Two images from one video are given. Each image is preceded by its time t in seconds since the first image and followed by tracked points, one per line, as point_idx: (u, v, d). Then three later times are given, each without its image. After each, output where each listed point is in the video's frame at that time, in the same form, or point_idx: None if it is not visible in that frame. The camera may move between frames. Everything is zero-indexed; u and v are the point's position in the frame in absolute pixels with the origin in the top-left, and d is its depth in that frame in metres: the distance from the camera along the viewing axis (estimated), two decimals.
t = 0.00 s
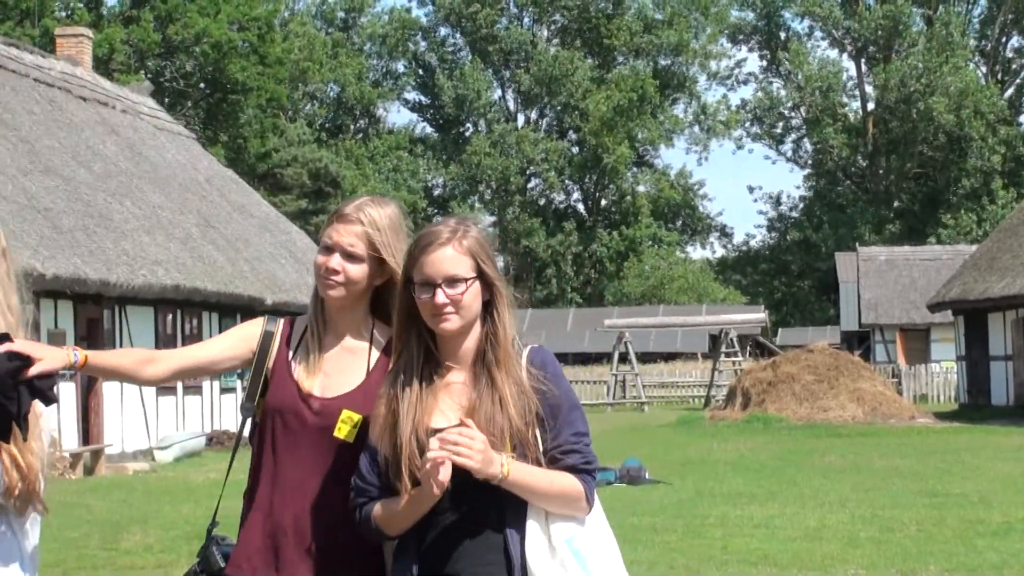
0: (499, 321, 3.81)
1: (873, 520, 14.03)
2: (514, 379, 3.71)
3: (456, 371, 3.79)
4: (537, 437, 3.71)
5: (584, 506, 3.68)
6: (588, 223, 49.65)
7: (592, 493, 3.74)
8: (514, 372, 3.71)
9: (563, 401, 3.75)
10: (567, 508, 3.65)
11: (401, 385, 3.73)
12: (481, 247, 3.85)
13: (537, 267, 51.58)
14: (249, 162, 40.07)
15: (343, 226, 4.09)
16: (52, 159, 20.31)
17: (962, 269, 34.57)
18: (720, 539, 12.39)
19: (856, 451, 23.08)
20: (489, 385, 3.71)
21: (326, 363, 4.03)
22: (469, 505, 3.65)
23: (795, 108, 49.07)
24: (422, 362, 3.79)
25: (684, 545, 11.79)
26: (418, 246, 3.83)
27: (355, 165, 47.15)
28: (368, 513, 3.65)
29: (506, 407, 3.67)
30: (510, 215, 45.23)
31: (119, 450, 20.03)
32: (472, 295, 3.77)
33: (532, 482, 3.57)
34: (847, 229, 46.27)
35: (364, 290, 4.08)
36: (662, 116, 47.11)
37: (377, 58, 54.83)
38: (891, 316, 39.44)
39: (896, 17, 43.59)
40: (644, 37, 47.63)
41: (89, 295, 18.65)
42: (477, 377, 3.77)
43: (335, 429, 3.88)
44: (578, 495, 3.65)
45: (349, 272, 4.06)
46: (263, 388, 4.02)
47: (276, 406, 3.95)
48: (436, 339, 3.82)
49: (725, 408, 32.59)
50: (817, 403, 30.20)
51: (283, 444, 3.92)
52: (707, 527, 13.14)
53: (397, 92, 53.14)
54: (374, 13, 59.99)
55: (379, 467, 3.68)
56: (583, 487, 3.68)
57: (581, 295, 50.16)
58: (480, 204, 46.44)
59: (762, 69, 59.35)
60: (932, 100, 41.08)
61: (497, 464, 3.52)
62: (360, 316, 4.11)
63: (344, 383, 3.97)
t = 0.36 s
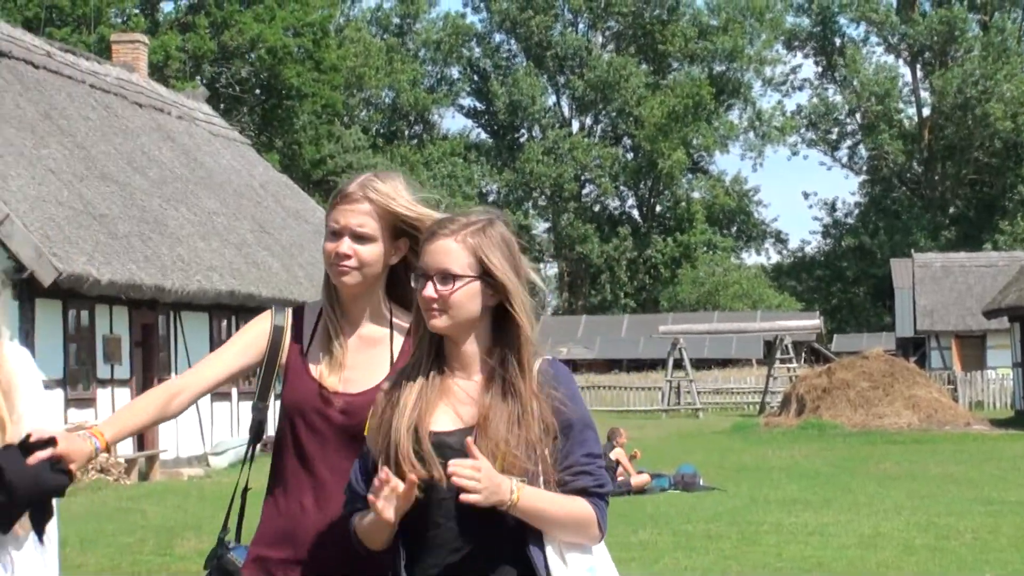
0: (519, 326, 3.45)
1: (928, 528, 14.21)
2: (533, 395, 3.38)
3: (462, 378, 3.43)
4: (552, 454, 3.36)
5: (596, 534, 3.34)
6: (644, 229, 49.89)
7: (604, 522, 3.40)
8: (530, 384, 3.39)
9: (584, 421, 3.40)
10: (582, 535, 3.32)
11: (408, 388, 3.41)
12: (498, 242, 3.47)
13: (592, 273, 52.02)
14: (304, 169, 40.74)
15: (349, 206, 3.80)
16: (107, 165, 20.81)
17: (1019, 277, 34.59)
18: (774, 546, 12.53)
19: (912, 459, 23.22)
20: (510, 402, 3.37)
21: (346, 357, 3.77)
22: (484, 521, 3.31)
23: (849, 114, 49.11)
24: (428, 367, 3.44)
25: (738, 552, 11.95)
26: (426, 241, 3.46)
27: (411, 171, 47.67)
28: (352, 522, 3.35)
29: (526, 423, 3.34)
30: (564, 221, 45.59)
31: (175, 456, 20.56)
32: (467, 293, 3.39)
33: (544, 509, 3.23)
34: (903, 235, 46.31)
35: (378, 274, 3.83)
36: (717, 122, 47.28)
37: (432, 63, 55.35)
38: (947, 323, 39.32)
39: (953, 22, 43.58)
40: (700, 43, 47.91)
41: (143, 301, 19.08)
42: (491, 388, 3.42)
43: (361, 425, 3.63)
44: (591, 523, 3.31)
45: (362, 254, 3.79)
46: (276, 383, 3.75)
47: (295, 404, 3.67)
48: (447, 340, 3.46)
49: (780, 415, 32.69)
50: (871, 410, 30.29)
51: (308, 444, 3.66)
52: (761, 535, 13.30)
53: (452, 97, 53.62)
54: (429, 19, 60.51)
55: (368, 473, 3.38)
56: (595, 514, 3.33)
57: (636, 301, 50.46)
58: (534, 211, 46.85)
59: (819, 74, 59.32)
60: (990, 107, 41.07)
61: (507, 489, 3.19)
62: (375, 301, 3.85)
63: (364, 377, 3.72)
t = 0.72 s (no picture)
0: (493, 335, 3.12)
1: (985, 536, 14.36)
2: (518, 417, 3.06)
3: (450, 399, 3.14)
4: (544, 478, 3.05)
5: (590, 566, 3.06)
6: (699, 235, 50.08)
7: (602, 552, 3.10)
8: (518, 411, 3.06)
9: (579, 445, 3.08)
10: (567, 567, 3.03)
11: (400, 407, 3.14)
12: (472, 248, 3.19)
13: (648, 279, 52.26)
14: (361, 175, 41.42)
15: (278, 219, 3.71)
16: (164, 174, 21.08)
17: None
18: (832, 553, 12.72)
19: (970, 466, 23.29)
20: (502, 429, 3.07)
21: (307, 378, 3.62)
22: (475, 549, 3.07)
23: (906, 118, 49.10)
24: (419, 387, 3.15)
25: (794, 558, 12.17)
26: (395, 248, 3.21)
27: (467, 179, 48.21)
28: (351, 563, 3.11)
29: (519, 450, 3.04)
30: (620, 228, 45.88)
31: (234, 462, 21.00)
32: (433, 310, 3.10)
33: (521, 536, 2.96)
34: (962, 241, 46.25)
35: (325, 284, 3.72)
36: (774, 128, 47.40)
37: (487, 71, 55.90)
38: (1007, 329, 39.28)
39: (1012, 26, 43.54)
40: (754, 49, 48.12)
41: (198, 308, 19.45)
42: (479, 413, 3.14)
43: (331, 449, 3.51)
44: (579, 555, 3.02)
45: (301, 264, 3.69)
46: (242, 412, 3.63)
47: (258, 437, 3.56)
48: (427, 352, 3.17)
49: (838, 421, 32.80)
50: (930, 416, 30.34)
51: (275, 474, 3.54)
52: (819, 542, 13.51)
53: (506, 104, 54.12)
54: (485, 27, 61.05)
55: (367, 502, 3.11)
56: (587, 545, 3.04)
57: (693, 306, 50.66)
58: (590, 218, 47.19)
59: (875, 78, 59.26)
60: None
61: (473, 512, 2.92)
62: (326, 315, 3.72)
63: (330, 397, 3.59)
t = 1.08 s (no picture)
0: (416, 342, 2.67)
1: None
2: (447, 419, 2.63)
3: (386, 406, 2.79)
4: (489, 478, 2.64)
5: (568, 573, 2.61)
6: (756, 239, 50.32)
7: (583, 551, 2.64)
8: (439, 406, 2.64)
9: (543, 433, 2.62)
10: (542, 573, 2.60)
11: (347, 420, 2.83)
12: (407, 238, 2.76)
13: (706, 283, 52.60)
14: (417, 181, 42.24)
15: (151, 214, 3.32)
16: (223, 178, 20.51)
17: None
18: (893, 555, 12.78)
19: None
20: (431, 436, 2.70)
21: (226, 382, 3.30)
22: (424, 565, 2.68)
23: (963, 121, 49.14)
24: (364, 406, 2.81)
25: (856, 564, 11.79)
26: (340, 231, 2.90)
27: (523, 185, 48.86)
28: None
29: (450, 466, 2.65)
30: (676, 232, 46.17)
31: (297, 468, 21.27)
32: (351, 299, 2.77)
33: (478, 542, 2.58)
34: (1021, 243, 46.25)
35: (224, 273, 3.33)
36: (830, 132, 47.59)
37: (543, 76, 56.50)
38: None
39: None
40: (810, 52, 48.37)
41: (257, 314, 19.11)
42: (417, 422, 2.75)
43: (253, 452, 3.21)
44: (549, 558, 2.59)
45: (187, 259, 3.31)
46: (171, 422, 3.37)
47: (182, 443, 3.29)
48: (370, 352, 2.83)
49: (898, 425, 32.83)
50: (990, 419, 30.29)
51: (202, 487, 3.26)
52: (877, 546, 13.38)
53: (562, 109, 54.71)
54: (542, 32, 61.59)
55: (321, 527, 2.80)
56: (558, 550, 2.60)
57: (750, 309, 50.88)
58: (647, 222, 47.60)
59: (933, 80, 59.10)
60: None
61: (419, 525, 2.58)
62: (235, 308, 3.34)
63: (252, 396, 3.27)
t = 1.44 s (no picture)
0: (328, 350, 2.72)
1: None
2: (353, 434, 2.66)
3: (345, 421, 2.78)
4: (396, 516, 2.63)
5: None
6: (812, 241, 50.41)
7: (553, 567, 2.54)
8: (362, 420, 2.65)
9: (464, 461, 2.53)
10: None
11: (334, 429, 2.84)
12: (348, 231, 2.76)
13: (761, 284, 52.79)
14: (471, 182, 42.74)
15: (63, 197, 3.14)
16: (276, 181, 21.43)
17: None
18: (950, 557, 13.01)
19: None
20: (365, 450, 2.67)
21: (104, 390, 3.10)
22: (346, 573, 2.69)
23: (1021, 121, 49.08)
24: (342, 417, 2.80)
25: (912, 565, 12.04)
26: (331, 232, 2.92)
27: (577, 187, 49.24)
28: None
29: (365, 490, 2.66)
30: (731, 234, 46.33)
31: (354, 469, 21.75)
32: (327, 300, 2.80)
33: None
34: None
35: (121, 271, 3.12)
36: (887, 132, 47.64)
37: (598, 77, 56.87)
38: None
39: None
40: (866, 52, 48.47)
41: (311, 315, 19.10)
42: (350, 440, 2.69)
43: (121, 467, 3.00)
44: None
45: (84, 247, 3.11)
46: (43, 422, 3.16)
47: (51, 446, 3.09)
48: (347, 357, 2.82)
49: (954, 427, 32.99)
50: None
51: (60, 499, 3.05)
52: (934, 548, 13.66)
53: (617, 111, 55.09)
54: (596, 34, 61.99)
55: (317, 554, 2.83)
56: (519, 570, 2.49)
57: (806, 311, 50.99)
58: (702, 223, 47.80)
59: (989, 80, 58.94)
60: None
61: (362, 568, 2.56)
62: (125, 308, 3.12)
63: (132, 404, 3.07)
